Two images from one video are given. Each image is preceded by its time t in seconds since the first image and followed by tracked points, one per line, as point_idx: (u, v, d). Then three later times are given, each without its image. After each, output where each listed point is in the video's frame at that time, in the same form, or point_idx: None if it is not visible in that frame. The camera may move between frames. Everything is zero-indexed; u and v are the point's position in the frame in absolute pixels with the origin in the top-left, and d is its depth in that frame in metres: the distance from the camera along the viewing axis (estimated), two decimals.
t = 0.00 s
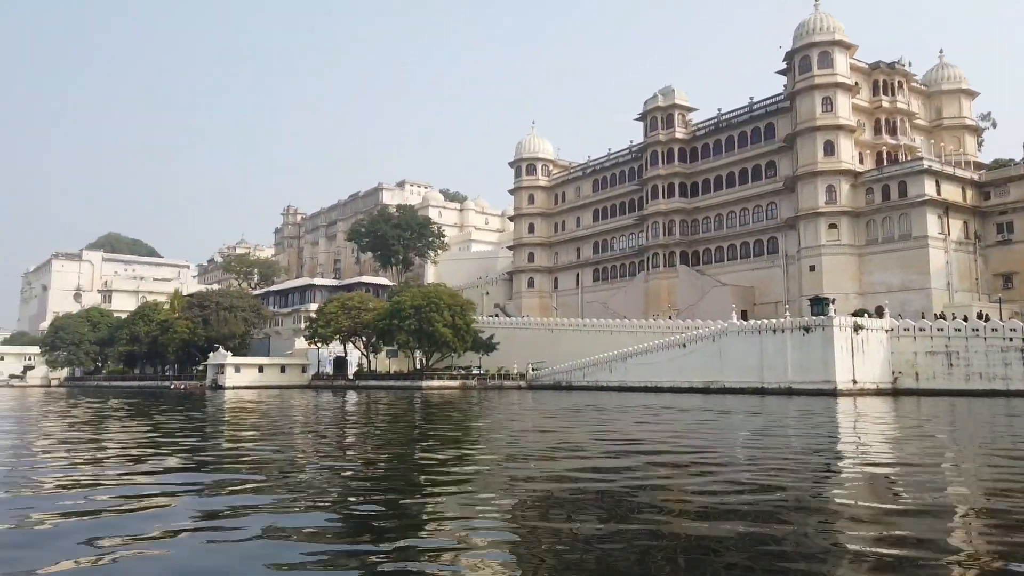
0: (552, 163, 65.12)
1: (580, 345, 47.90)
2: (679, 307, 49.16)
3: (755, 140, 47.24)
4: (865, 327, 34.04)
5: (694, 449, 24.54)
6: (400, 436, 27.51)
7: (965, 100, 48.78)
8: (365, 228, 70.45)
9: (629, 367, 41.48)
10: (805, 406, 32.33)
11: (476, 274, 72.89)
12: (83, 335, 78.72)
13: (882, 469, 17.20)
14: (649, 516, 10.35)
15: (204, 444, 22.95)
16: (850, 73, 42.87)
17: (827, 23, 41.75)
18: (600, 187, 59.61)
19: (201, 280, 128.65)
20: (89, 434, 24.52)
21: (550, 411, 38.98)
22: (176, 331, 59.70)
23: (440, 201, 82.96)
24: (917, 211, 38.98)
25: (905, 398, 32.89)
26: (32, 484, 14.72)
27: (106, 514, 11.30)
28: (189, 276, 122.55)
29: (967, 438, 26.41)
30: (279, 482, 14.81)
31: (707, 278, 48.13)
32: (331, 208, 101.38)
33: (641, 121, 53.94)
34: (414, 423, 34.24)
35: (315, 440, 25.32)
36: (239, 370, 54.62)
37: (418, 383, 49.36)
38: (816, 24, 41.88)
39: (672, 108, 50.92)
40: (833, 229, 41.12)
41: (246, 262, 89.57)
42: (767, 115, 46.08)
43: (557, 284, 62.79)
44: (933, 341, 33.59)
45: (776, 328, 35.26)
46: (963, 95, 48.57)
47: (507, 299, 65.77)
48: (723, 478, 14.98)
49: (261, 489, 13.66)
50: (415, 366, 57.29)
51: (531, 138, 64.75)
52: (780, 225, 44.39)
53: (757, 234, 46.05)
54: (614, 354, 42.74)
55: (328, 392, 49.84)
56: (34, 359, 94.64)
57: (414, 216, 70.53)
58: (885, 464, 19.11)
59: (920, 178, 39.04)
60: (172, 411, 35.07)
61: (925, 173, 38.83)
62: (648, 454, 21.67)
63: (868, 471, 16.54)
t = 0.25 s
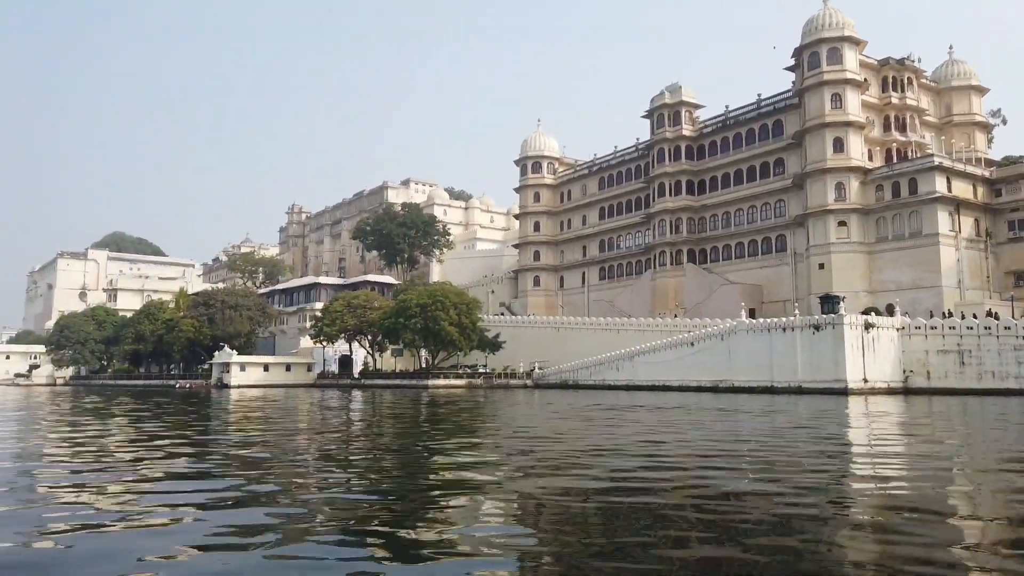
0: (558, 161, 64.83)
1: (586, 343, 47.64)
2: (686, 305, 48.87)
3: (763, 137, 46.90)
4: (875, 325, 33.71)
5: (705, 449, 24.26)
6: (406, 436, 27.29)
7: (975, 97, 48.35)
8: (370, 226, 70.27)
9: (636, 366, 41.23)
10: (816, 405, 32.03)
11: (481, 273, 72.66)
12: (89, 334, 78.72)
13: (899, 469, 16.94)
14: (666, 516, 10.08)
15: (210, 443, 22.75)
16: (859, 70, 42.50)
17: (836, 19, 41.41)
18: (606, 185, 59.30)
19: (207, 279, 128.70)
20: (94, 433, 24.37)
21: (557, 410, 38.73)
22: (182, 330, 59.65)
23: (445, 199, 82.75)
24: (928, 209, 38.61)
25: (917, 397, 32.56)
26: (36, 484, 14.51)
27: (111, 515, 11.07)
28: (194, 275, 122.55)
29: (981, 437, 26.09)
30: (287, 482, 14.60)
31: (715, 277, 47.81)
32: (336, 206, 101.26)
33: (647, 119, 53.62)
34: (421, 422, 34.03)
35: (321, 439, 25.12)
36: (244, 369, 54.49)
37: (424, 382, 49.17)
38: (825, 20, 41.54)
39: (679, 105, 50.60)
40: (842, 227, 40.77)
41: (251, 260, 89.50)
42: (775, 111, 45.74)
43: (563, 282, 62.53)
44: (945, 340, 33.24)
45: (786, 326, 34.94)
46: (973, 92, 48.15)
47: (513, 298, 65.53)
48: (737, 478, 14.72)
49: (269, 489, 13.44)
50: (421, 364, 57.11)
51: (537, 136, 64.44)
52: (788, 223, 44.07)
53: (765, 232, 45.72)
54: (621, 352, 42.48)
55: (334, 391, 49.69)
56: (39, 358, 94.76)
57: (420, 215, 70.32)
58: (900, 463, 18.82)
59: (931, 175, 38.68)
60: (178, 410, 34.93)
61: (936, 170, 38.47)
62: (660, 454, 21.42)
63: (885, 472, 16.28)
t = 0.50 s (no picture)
0: (564, 159, 64.46)
1: (593, 342, 47.34)
2: (694, 303, 48.54)
3: (771, 134, 46.53)
4: (887, 323, 33.34)
5: (716, 448, 24.01)
6: (413, 435, 27.04)
7: (986, 92, 47.89)
8: (376, 224, 70.04)
9: (644, 364, 40.93)
10: (827, 404, 31.70)
11: (487, 271, 72.40)
12: (95, 333, 78.70)
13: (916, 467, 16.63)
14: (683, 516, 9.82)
15: (216, 442, 22.53)
16: (869, 65, 42.10)
17: (846, 14, 41.03)
18: (613, 183, 58.95)
19: (212, 278, 128.72)
20: (100, 432, 24.19)
21: (565, 409, 38.46)
22: (187, 329, 59.53)
23: (450, 197, 82.51)
24: (939, 205, 38.22)
25: (929, 396, 32.20)
26: (42, 483, 14.31)
27: (115, 513, 10.81)
28: (199, 273, 122.57)
29: (995, 436, 25.73)
30: (294, 480, 14.33)
31: (723, 274, 47.47)
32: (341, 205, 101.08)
33: (655, 116, 53.26)
34: (427, 420, 33.79)
35: (328, 438, 24.90)
36: (250, 367, 54.36)
37: (431, 381, 48.94)
38: (835, 15, 41.17)
39: (686, 102, 50.23)
40: (852, 224, 40.39)
41: (256, 259, 89.39)
42: (784, 108, 45.37)
43: (569, 280, 62.23)
44: (958, 338, 32.86)
45: (796, 324, 34.60)
46: (984, 88, 47.65)
47: (519, 296, 65.24)
48: (754, 476, 14.45)
49: (277, 488, 13.17)
50: (427, 363, 56.87)
51: (543, 134, 64.08)
52: (797, 220, 43.70)
53: (774, 229, 45.36)
54: (628, 351, 42.18)
55: (340, 390, 49.50)
56: (45, 356, 94.88)
57: (426, 213, 70.06)
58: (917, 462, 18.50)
59: (943, 171, 38.28)
60: (184, 409, 34.77)
61: (948, 167, 38.08)
62: (672, 453, 21.12)
63: (903, 470, 15.98)
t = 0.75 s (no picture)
0: (575, 157, 64.07)
1: (605, 342, 47.01)
2: (707, 303, 48.11)
3: (785, 132, 46.05)
4: (905, 323, 32.85)
5: (733, 450, 23.66)
6: (425, 435, 26.79)
7: (1004, 89, 47.24)
8: (386, 224, 69.89)
9: (657, 364, 40.56)
10: (844, 404, 31.24)
11: (497, 270, 72.11)
12: (106, 333, 78.92)
13: (942, 469, 16.24)
14: (710, 521, 9.53)
15: (228, 442, 22.36)
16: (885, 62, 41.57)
17: (861, 10, 40.52)
18: (624, 181, 58.55)
19: (223, 278, 129.06)
20: (112, 432, 24.06)
21: (577, 409, 38.14)
22: (199, 328, 59.58)
23: (460, 197, 82.31)
24: (957, 203, 37.68)
25: (949, 397, 31.69)
26: (54, 483, 14.15)
27: (125, 514, 10.58)
28: (210, 273, 122.87)
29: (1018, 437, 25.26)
30: (308, 480, 14.10)
31: (736, 274, 47.03)
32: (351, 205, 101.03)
33: (667, 114, 52.82)
34: (439, 421, 33.54)
35: (340, 438, 24.68)
36: (261, 367, 54.31)
37: (442, 381, 48.71)
38: (850, 11, 40.67)
39: (699, 100, 49.79)
40: (868, 222, 39.90)
41: (267, 259, 89.48)
42: (798, 105, 44.88)
43: (580, 280, 61.88)
44: (977, 337, 32.33)
45: (813, 324, 34.17)
46: (1001, 84, 46.99)
47: (530, 296, 64.94)
48: (777, 478, 14.15)
49: (290, 489, 12.94)
50: (438, 363, 56.67)
51: (553, 133, 63.72)
52: (812, 219, 43.21)
53: (788, 228, 44.88)
54: (641, 350, 41.82)
55: (351, 390, 49.36)
56: (58, 356, 95.34)
57: (436, 212, 69.84)
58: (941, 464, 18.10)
59: (961, 168, 37.74)
60: (195, 409, 34.66)
61: (966, 164, 37.53)
62: (689, 455, 20.79)
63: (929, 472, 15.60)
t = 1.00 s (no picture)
0: (587, 156, 63.69)
1: (618, 342, 46.67)
2: (722, 302, 47.69)
3: (801, 129, 45.55)
4: (925, 322, 32.34)
5: (752, 451, 23.30)
6: (439, 436, 26.58)
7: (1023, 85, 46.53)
8: (398, 224, 69.79)
9: (671, 364, 40.21)
10: (864, 405, 30.78)
11: (509, 270, 71.85)
12: (120, 333, 79.23)
13: (969, 470, 15.87)
14: (738, 522, 9.22)
15: (241, 442, 22.21)
16: (903, 58, 41.04)
17: (878, 5, 40.02)
18: (637, 181, 58.16)
19: (235, 278, 129.48)
20: (125, 431, 23.99)
21: (591, 409, 37.83)
22: (212, 329, 59.67)
23: (472, 196, 82.19)
24: (978, 201, 37.11)
25: (970, 398, 31.16)
26: (67, 482, 14.05)
27: (136, 514, 10.37)
28: (222, 274, 123.37)
29: None
30: (322, 480, 13.88)
31: (751, 273, 46.58)
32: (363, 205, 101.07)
33: (680, 112, 52.40)
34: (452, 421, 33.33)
35: (354, 438, 24.54)
36: (273, 367, 54.34)
37: (454, 381, 48.51)
38: (867, 7, 40.18)
39: (713, 98, 49.37)
40: (886, 220, 39.37)
41: (279, 259, 89.64)
42: (814, 102, 44.38)
43: (592, 279, 61.53)
44: (999, 337, 31.78)
45: (831, 324, 33.72)
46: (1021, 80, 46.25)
47: (542, 296, 64.65)
48: (801, 479, 13.82)
49: (305, 489, 12.73)
50: (450, 363, 56.47)
51: (565, 132, 63.37)
52: (828, 217, 42.71)
53: (804, 227, 44.40)
54: (655, 350, 41.47)
55: (363, 390, 49.28)
56: (72, 356, 95.92)
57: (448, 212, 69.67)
58: (968, 464, 17.69)
59: (981, 165, 37.19)
60: (208, 409, 34.62)
61: (987, 161, 36.97)
62: (708, 456, 20.47)
63: (956, 472, 15.24)
